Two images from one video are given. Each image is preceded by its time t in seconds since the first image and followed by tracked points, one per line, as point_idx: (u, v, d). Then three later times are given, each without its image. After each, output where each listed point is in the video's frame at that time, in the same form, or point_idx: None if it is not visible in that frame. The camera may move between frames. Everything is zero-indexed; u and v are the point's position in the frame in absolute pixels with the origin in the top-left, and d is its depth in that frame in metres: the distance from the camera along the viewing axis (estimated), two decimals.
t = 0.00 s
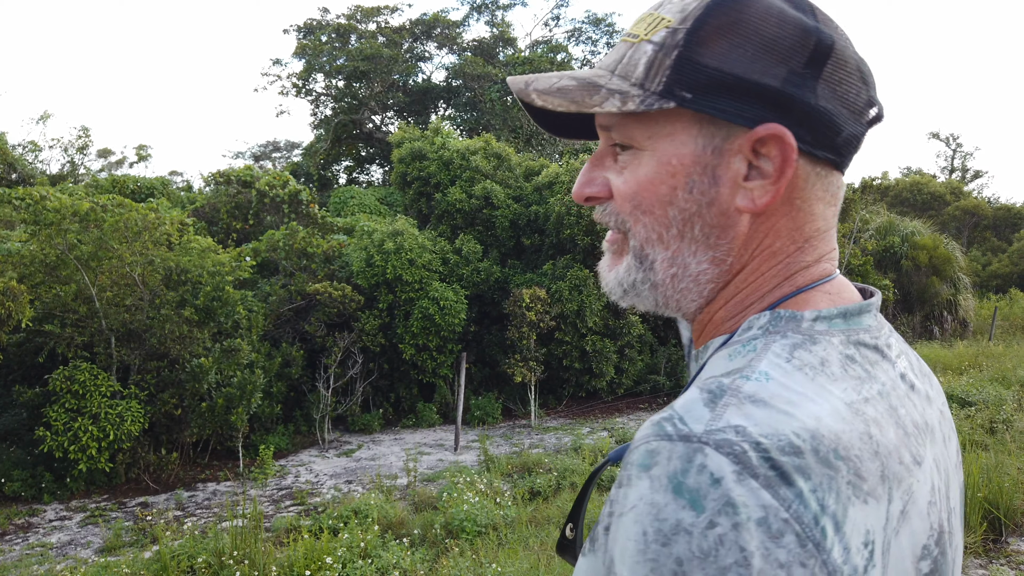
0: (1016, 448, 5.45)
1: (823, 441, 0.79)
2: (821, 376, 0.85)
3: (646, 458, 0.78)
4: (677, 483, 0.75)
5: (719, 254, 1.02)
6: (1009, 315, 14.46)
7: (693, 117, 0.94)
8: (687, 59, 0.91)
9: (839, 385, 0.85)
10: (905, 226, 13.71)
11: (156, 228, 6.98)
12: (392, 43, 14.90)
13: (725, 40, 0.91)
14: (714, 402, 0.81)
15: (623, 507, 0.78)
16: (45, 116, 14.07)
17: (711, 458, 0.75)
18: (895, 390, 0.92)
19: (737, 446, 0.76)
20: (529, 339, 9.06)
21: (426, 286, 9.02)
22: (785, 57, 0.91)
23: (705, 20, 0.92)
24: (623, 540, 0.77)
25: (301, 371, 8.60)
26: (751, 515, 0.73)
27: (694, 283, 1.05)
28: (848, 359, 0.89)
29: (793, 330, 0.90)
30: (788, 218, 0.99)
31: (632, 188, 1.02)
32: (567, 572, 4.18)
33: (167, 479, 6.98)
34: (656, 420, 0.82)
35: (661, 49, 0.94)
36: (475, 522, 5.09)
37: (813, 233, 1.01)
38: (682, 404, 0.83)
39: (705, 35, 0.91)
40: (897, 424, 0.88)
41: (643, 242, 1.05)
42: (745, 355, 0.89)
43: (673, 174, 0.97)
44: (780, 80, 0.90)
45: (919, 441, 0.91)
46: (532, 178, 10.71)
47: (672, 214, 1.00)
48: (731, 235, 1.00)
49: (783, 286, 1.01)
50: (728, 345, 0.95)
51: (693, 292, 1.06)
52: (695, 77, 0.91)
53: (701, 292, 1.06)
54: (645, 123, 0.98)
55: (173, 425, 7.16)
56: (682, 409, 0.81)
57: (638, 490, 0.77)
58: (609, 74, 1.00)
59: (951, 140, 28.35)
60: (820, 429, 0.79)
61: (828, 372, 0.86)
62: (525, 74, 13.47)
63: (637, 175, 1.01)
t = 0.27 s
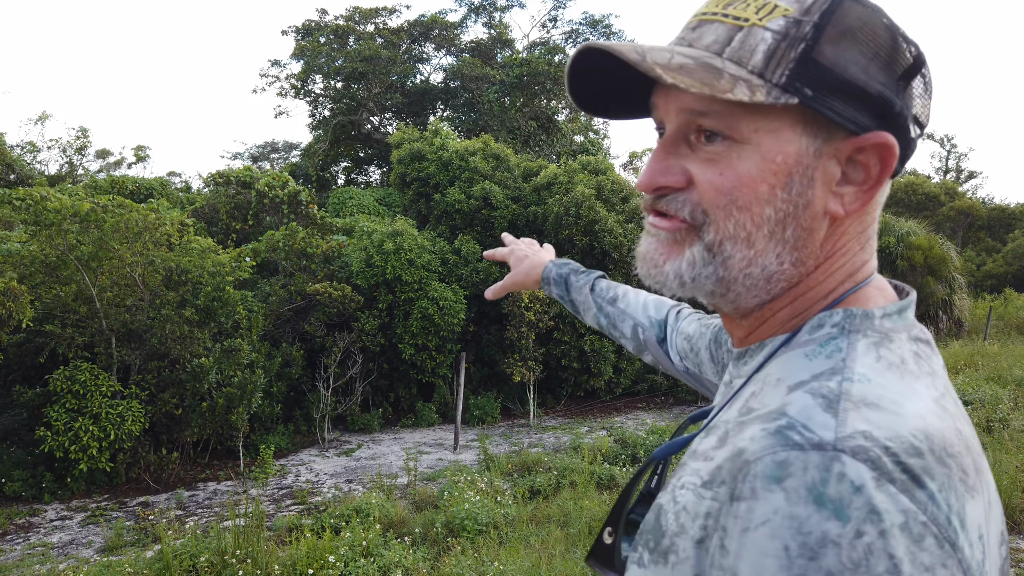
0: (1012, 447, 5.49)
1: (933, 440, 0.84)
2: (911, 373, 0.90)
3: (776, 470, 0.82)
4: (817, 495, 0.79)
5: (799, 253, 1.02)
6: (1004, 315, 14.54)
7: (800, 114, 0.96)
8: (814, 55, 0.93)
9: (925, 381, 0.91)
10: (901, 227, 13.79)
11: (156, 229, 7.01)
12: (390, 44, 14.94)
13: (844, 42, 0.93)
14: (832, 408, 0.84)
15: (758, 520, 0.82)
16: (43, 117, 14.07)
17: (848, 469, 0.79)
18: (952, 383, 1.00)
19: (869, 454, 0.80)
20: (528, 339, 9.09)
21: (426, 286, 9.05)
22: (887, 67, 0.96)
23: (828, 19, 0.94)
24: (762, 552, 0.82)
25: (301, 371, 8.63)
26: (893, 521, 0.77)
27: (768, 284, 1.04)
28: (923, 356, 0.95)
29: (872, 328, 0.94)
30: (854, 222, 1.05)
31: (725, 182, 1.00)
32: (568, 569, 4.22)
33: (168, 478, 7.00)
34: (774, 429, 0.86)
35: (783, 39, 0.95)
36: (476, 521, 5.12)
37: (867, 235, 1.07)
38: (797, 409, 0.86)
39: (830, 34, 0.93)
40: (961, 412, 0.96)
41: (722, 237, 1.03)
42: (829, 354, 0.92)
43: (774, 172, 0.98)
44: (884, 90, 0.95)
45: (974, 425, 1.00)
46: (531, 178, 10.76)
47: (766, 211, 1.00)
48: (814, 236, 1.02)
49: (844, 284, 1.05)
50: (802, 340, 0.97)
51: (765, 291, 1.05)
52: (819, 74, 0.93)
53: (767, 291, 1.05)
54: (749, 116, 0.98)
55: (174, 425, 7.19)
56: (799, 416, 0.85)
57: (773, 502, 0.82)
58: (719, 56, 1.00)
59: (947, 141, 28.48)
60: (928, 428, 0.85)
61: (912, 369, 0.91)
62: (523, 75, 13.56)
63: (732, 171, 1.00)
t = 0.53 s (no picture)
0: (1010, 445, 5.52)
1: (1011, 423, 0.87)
2: (972, 362, 0.94)
3: (884, 459, 0.83)
4: (930, 481, 0.80)
5: (850, 250, 1.03)
6: (1000, 315, 14.59)
7: (852, 113, 0.98)
8: (864, 55, 0.95)
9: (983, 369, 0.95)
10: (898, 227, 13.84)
11: (155, 229, 7.00)
12: (388, 45, 14.94)
13: (889, 43, 0.96)
14: (925, 397, 0.86)
15: (868, 510, 0.83)
16: (39, 117, 14.03)
17: (957, 454, 0.80)
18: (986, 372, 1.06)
19: (972, 439, 0.82)
20: (527, 339, 9.10)
21: (424, 286, 9.06)
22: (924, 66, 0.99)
23: (877, 18, 0.96)
24: (876, 543, 0.82)
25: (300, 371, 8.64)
26: (1002, 503, 0.79)
27: (819, 285, 1.05)
28: (967, 346, 1.01)
29: (917, 315, 0.97)
30: (893, 219, 1.07)
31: (782, 182, 1.01)
32: (569, 568, 4.23)
33: (167, 478, 7.01)
34: (871, 420, 0.87)
35: (834, 38, 0.97)
36: (476, 520, 5.13)
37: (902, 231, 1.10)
38: (888, 399, 0.88)
39: (879, 34, 0.96)
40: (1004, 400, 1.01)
41: (778, 238, 1.03)
42: (896, 346, 0.94)
43: (832, 170, 0.99)
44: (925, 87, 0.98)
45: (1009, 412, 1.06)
46: (529, 179, 10.79)
47: (823, 209, 1.01)
48: (866, 233, 1.04)
49: (886, 278, 1.07)
50: (856, 335, 0.99)
51: (818, 291, 1.05)
52: (869, 73, 0.95)
53: (825, 291, 1.05)
54: (806, 113, 0.99)
55: (173, 425, 7.19)
56: (893, 406, 0.87)
57: (885, 492, 0.82)
58: (773, 57, 1.01)
59: (942, 142, 28.58)
60: (1003, 414, 0.88)
61: (969, 358, 0.95)
62: (521, 76, 13.62)
63: (790, 170, 1.01)
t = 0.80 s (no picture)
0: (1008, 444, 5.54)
1: None
2: (997, 353, 0.96)
3: (912, 445, 0.85)
4: (956, 465, 0.82)
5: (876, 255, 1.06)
6: (996, 315, 14.65)
7: (877, 122, 1.00)
8: (889, 67, 0.98)
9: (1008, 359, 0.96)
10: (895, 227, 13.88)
11: (155, 229, 7.00)
12: (386, 45, 14.95)
13: (911, 54, 0.99)
14: (951, 384, 0.88)
15: (896, 494, 0.85)
16: (36, 117, 14.00)
17: (983, 439, 0.82)
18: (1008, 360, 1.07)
19: (997, 424, 0.83)
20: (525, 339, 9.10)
21: (423, 286, 9.07)
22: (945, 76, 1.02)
23: (901, 31, 0.98)
24: (904, 525, 0.84)
25: (298, 371, 8.65)
26: None
27: (848, 289, 1.07)
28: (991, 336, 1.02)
29: (939, 309, 0.99)
30: (916, 219, 1.10)
31: (814, 190, 1.03)
32: (570, 567, 4.24)
33: (166, 479, 7.03)
34: (899, 407, 0.89)
35: (861, 54, 0.99)
36: (476, 519, 5.14)
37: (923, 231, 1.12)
38: (915, 388, 0.89)
39: (902, 48, 0.98)
40: None
41: (810, 244, 1.05)
42: (922, 339, 0.96)
43: (861, 175, 1.02)
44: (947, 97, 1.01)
45: None
46: (527, 179, 10.81)
47: (852, 215, 1.03)
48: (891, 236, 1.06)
49: (911, 275, 1.09)
50: (885, 328, 1.01)
51: (846, 294, 1.07)
52: (894, 85, 0.98)
53: (855, 292, 1.07)
54: (836, 123, 1.01)
55: (173, 426, 7.21)
56: (920, 394, 0.88)
57: (912, 476, 0.84)
58: (803, 73, 1.02)
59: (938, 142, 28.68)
60: None
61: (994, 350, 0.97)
62: (518, 76, 13.65)
63: (821, 178, 1.02)
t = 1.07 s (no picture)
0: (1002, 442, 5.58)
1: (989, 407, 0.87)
2: (963, 352, 0.93)
3: (853, 427, 0.86)
4: (890, 447, 0.82)
5: (809, 249, 1.07)
6: (992, 314, 14.72)
7: (771, 127, 1.03)
8: (762, 81, 1.01)
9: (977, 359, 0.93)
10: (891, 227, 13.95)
11: (154, 230, 7.00)
12: (383, 46, 14.97)
13: (797, 63, 0.98)
14: (903, 375, 0.88)
15: (834, 470, 0.86)
16: (32, 118, 13.99)
17: (919, 426, 0.82)
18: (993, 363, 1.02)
19: (937, 413, 0.83)
20: (523, 339, 9.12)
21: (421, 287, 9.10)
22: (845, 69, 0.96)
23: (779, 42, 1.00)
24: (836, 500, 0.85)
25: (297, 371, 8.68)
26: (957, 471, 0.80)
27: (786, 279, 1.12)
28: (969, 337, 0.98)
29: (920, 311, 0.98)
30: (874, 217, 1.03)
31: (731, 191, 1.10)
32: (567, 565, 4.27)
33: (165, 479, 7.07)
34: (851, 393, 0.90)
35: (744, 72, 1.04)
36: (475, 519, 5.18)
37: (903, 223, 1.04)
38: (870, 378, 0.90)
39: (778, 58, 0.99)
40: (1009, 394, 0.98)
41: (742, 239, 1.13)
42: (893, 335, 0.96)
43: (768, 175, 1.05)
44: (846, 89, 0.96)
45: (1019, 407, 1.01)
46: (524, 180, 10.85)
47: (769, 213, 1.08)
48: (824, 233, 1.05)
49: (878, 281, 1.05)
50: (863, 327, 1.01)
51: (784, 286, 1.13)
52: (772, 94, 1.00)
53: (795, 279, 1.11)
54: (743, 133, 1.06)
55: (171, 426, 7.23)
56: (874, 382, 0.89)
57: (848, 455, 0.85)
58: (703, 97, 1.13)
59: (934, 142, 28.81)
60: (985, 398, 0.88)
61: (963, 350, 0.94)
62: (516, 77, 13.69)
63: (735, 180, 1.09)
